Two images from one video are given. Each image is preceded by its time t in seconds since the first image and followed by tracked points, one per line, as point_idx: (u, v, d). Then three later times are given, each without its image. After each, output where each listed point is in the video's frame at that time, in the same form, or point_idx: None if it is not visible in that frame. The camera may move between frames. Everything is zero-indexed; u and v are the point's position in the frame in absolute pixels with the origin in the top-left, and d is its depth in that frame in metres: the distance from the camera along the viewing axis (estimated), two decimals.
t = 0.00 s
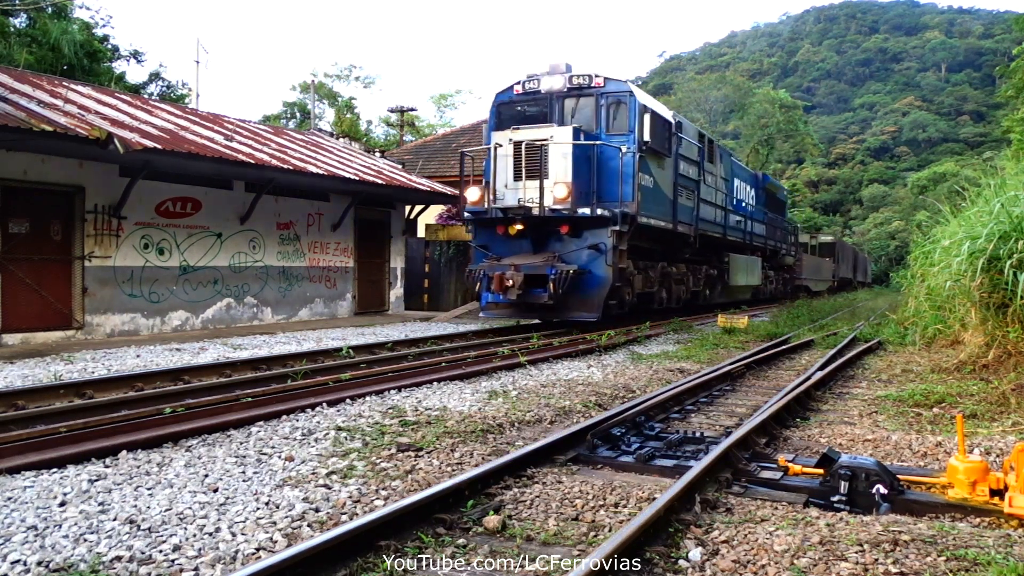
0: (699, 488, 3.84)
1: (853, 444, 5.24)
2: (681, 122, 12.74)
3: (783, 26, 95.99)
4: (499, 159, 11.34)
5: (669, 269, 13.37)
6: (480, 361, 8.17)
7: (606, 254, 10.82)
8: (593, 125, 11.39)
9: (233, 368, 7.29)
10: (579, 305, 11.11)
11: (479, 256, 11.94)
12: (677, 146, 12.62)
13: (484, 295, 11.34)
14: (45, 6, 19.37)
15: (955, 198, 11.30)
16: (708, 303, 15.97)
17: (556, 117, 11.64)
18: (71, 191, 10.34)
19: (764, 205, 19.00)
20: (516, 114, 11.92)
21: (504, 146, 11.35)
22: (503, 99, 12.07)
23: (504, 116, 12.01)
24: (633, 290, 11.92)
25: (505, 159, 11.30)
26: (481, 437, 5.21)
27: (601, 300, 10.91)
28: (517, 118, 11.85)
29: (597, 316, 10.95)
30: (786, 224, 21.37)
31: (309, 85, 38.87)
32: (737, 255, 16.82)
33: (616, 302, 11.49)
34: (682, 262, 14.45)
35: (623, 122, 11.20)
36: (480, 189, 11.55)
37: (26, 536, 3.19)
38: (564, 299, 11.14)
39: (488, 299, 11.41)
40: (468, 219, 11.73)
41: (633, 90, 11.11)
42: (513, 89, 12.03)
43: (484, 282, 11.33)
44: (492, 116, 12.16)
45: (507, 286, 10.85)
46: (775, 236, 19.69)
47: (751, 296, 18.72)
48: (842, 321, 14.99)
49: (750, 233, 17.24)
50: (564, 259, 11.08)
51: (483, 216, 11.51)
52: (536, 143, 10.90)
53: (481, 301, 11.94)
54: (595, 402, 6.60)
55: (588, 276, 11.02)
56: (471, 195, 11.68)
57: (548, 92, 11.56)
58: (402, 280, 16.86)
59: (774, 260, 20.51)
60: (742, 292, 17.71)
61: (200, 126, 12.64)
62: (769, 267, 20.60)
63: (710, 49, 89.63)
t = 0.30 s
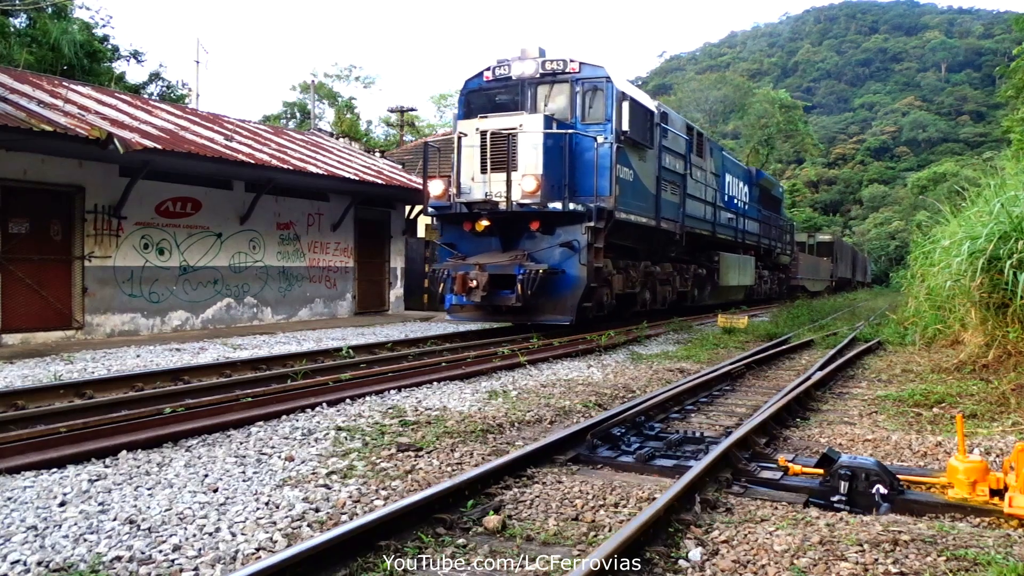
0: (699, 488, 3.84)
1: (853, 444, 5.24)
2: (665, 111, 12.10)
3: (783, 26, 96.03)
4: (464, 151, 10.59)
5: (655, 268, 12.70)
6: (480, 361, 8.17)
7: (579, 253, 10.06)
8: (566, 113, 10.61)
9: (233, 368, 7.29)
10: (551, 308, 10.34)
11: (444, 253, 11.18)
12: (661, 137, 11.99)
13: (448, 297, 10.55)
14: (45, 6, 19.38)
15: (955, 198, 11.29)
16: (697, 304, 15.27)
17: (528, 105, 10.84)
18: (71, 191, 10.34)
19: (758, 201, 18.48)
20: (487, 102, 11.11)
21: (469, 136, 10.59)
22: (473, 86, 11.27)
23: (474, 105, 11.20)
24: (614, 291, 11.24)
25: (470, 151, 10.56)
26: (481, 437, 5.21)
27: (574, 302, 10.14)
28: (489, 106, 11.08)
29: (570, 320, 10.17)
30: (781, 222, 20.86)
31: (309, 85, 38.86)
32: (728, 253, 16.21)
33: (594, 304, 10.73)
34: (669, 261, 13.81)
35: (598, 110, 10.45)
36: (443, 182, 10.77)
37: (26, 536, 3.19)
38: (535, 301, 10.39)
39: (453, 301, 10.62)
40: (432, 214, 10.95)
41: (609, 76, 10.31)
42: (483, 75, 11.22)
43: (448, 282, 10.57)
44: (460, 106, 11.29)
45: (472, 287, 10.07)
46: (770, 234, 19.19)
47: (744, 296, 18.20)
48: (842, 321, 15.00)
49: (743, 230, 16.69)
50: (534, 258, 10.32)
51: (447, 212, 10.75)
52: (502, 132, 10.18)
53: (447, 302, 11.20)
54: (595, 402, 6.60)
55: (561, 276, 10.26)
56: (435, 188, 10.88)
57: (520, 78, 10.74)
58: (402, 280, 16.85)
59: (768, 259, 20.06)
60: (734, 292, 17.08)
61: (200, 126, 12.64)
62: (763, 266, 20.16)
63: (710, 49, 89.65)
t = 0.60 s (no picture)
0: (699, 488, 3.84)
1: (853, 444, 5.25)
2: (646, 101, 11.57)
3: (783, 26, 96.04)
4: (424, 139, 9.75)
5: (637, 267, 12.01)
6: (480, 361, 8.16)
7: (548, 250, 9.31)
8: (538, 99, 10.02)
9: (234, 368, 7.29)
10: (519, 310, 9.57)
11: (404, 252, 10.37)
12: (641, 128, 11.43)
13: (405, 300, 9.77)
14: (45, 6, 19.38)
15: (954, 198, 11.28)
16: (685, 304, 14.67)
17: (496, 90, 10.24)
18: (71, 191, 10.34)
19: (750, 198, 18.00)
20: (453, 88, 10.55)
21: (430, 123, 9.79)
22: (438, 71, 10.69)
23: (440, 90, 10.65)
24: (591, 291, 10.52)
25: (431, 139, 9.72)
26: (482, 437, 5.21)
27: (543, 304, 9.38)
28: (455, 92, 10.50)
29: (539, 325, 9.41)
30: (776, 219, 20.41)
31: (309, 85, 38.85)
32: (720, 252, 15.62)
33: (567, 306, 10.01)
34: (653, 259, 13.16)
35: (572, 96, 9.84)
36: (400, 173, 9.97)
37: (26, 536, 3.19)
38: (501, 303, 9.63)
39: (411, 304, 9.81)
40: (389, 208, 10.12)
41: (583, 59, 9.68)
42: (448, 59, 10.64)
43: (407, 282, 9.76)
44: (426, 92, 10.75)
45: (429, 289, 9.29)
46: (764, 232, 18.78)
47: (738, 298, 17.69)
48: (842, 321, 15.00)
49: (735, 228, 16.18)
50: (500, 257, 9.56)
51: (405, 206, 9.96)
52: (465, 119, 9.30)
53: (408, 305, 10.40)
54: (595, 402, 6.60)
55: (529, 276, 9.49)
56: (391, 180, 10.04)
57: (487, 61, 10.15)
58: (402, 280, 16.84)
59: (763, 259, 19.59)
60: (726, 292, 16.43)
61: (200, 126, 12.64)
62: (757, 266, 19.71)
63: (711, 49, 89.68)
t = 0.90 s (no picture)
0: (699, 488, 3.84)
1: (853, 444, 5.25)
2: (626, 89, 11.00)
3: (783, 26, 96.07)
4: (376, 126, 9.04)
5: (615, 267, 11.44)
6: (480, 361, 8.16)
7: (511, 248, 8.71)
8: (503, 84, 9.41)
9: (234, 368, 7.29)
10: (479, 313, 8.93)
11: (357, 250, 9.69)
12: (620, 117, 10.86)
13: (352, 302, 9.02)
14: (45, 6, 19.38)
15: (954, 198, 11.28)
16: (670, 305, 14.14)
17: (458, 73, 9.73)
18: (71, 191, 10.34)
19: (742, 194, 17.65)
20: (414, 71, 10.09)
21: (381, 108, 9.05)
22: (400, 53, 10.24)
23: (400, 74, 10.21)
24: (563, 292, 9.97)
25: (384, 126, 8.99)
26: (481, 437, 5.21)
27: (506, 306, 8.75)
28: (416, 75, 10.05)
29: (501, 329, 8.75)
30: (770, 217, 20.05)
31: (309, 85, 38.86)
32: (708, 251, 15.14)
33: (535, 309, 9.43)
34: (635, 258, 12.61)
35: (539, 80, 9.22)
36: (350, 164, 9.28)
37: (26, 536, 3.19)
38: (460, 306, 8.98)
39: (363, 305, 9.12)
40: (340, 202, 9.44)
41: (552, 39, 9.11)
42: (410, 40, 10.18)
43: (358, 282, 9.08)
44: (386, 76, 10.37)
45: (379, 289, 8.58)
46: (758, 230, 18.45)
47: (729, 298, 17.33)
48: (842, 321, 15.01)
49: (726, 225, 15.81)
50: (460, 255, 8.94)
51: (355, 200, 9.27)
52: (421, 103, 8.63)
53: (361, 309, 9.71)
54: (595, 402, 6.60)
55: (489, 276, 8.85)
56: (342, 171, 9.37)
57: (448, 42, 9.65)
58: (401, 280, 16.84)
59: (756, 258, 19.26)
60: (713, 292, 15.89)
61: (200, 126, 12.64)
62: (750, 265, 19.37)
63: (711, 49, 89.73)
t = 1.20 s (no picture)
0: (699, 489, 3.84)
1: (853, 444, 5.24)
2: (603, 75, 10.45)
3: (784, 27, 96.15)
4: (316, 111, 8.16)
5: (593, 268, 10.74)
6: (480, 361, 8.15)
7: (466, 245, 7.89)
8: (461, 66, 8.66)
9: (233, 368, 7.29)
10: (431, 318, 8.08)
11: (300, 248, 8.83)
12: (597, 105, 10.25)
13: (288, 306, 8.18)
14: (45, 6, 19.35)
15: (954, 198, 11.27)
16: (653, 308, 13.50)
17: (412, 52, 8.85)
18: (71, 191, 10.35)
19: (735, 191, 17.23)
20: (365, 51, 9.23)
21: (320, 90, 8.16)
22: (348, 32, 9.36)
23: (350, 55, 9.34)
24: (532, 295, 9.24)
25: (325, 110, 8.12)
26: (482, 437, 5.21)
27: (461, 310, 7.89)
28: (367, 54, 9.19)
29: (456, 335, 7.90)
30: (764, 214, 19.66)
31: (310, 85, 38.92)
32: (693, 250, 14.64)
33: (497, 312, 8.59)
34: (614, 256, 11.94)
35: (500, 62, 8.48)
36: (288, 152, 8.46)
37: (26, 536, 3.19)
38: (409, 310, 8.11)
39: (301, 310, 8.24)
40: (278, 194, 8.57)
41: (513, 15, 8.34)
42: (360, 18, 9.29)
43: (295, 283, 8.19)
44: (336, 57, 9.49)
45: (315, 292, 7.74)
46: (751, 228, 18.07)
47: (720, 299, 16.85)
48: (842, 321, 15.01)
49: (717, 222, 15.38)
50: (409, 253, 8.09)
51: (293, 192, 8.44)
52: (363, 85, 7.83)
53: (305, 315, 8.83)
54: (595, 402, 6.60)
55: (442, 277, 8.01)
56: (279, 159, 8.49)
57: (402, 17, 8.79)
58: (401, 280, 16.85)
59: (749, 257, 18.87)
60: (701, 293, 15.25)
61: (200, 126, 12.64)
62: (743, 264, 18.95)
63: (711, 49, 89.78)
